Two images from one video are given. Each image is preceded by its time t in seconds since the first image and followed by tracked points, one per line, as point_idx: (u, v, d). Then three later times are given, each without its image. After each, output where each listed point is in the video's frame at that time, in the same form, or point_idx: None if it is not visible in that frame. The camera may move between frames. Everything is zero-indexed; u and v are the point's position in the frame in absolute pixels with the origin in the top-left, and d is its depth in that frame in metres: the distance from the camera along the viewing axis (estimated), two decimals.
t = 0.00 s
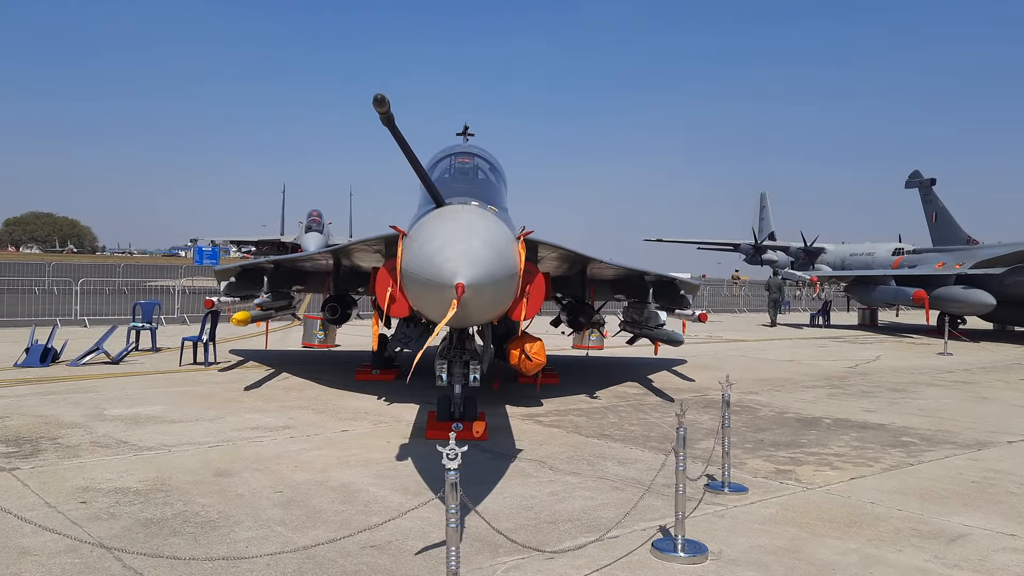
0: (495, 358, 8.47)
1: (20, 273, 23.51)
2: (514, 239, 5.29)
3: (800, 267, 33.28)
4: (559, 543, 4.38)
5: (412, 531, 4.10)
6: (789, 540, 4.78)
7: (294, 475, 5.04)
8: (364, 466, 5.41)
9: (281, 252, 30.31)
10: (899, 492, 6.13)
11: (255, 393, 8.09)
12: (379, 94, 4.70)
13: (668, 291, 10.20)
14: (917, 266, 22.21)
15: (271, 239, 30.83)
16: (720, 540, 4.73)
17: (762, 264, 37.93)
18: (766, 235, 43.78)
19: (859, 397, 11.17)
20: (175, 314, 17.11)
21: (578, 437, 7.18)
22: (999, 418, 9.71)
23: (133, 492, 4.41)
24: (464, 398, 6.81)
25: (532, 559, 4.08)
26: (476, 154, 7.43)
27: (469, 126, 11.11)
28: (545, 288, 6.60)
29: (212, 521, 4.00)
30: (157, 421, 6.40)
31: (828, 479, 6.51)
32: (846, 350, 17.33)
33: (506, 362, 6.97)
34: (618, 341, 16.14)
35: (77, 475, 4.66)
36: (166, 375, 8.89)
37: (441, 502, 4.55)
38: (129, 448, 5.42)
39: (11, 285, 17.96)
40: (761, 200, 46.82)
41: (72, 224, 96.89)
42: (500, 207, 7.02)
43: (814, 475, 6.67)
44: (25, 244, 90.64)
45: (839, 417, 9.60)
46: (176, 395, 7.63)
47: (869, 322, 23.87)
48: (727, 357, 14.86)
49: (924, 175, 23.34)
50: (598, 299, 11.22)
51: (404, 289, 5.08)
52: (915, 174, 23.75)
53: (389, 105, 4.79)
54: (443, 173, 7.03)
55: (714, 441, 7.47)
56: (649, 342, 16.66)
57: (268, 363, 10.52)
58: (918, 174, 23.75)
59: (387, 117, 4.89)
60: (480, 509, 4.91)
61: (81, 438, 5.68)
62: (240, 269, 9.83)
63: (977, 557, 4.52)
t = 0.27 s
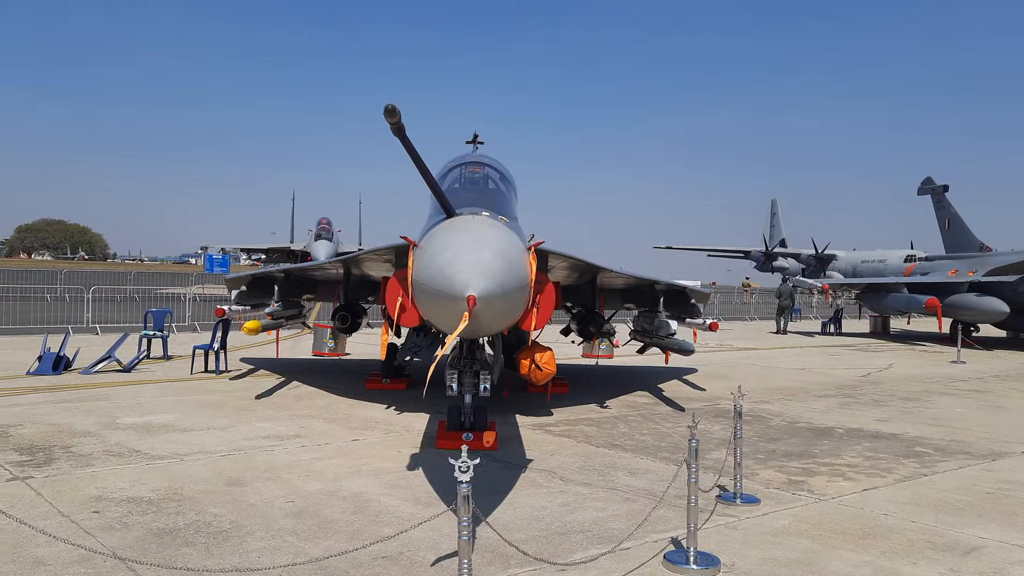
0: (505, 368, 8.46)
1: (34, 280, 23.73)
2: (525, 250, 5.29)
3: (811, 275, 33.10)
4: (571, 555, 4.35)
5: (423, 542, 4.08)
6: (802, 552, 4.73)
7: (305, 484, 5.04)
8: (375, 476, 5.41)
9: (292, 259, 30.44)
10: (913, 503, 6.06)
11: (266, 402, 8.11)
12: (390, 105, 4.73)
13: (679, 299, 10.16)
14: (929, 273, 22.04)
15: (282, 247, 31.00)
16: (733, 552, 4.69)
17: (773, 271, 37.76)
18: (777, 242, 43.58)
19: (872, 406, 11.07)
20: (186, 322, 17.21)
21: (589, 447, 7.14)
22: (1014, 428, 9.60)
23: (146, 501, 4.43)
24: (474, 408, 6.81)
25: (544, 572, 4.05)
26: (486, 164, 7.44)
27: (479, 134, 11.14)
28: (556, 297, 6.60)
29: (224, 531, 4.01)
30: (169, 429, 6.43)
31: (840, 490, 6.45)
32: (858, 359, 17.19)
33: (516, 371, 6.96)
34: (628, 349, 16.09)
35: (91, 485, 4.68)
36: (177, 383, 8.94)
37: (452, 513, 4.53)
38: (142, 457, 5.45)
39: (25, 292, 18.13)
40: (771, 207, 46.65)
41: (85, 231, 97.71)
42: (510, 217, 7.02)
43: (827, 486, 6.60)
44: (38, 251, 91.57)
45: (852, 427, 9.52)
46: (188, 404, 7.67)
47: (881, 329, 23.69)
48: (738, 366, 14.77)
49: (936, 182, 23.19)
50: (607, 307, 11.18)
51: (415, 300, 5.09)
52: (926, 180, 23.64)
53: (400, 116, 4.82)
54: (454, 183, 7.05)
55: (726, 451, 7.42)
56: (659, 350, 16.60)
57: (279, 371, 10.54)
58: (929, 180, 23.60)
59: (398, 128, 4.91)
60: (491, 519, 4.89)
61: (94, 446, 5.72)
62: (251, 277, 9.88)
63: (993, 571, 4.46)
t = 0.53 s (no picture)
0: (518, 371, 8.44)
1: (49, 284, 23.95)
2: (537, 257, 5.28)
3: (823, 273, 32.86)
4: (585, 563, 4.33)
5: (438, 551, 4.08)
6: (817, 558, 4.69)
7: (319, 492, 5.06)
8: (389, 483, 5.41)
9: (303, 261, 30.57)
10: (929, 508, 6.00)
11: (279, 407, 8.15)
12: (401, 114, 4.73)
13: (691, 301, 10.11)
14: (943, 271, 21.82)
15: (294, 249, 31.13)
16: (748, 559, 4.66)
17: (785, 269, 37.53)
18: (788, 240, 43.31)
19: (886, 407, 10.97)
20: (199, 326, 17.32)
21: (602, 451, 7.12)
22: None
23: (161, 510, 4.46)
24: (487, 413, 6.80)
25: None
26: (497, 169, 7.44)
27: (489, 137, 11.13)
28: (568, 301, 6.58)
29: (240, 540, 4.03)
30: (184, 436, 6.47)
31: (855, 494, 6.39)
32: (872, 358, 17.05)
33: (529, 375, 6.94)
34: (639, 350, 16.04)
35: (107, 494, 4.72)
36: (191, 388, 8.99)
37: (467, 522, 4.52)
38: (157, 465, 5.49)
39: (40, 297, 18.30)
40: (783, 205, 46.35)
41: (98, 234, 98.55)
42: (521, 222, 7.01)
43: (842, 490, 6.55)
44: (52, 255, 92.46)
45: (866, 428, 9.44)
46: (202, 410, 7.72)
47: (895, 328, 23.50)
48: (750, 366, 14.69)
49: (950, 179, 22.95)
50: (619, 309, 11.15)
51: (427, 308, 5.09)
52: (938, 177, 23.43)
53: (411, 125, 4.82)
54: (465, 189, 7.05)
55: (740, 455, 7.37)
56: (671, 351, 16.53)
57: (292, 376, 10.58)
58: (942, 176, 23.41)
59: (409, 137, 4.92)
60: (505, 527, 4.88)
61: (110, 454, 5.76)
62: (264, 282, 9.92)
63: None
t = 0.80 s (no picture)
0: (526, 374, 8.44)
1: (59, 289, 24.09)
2: (545, 260, 5.27)
3: (831, 273, 32.73)
4: (595, 567, 4.31)
5: (448, 555, 4.07)
6: (828, 561, 4.66)
7: (329, 496, 5.06)
8: (398, 486, 5.41)
9: (310, 264, 30.64)
10: (940, 509, 5.95)
11: (287, 411, 8.16)
12: (409, 118, 4.74)
13: (699, 302, 10.07)
14: (951, 271, 21.70)
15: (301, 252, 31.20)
16: (759, 562, 4.63)
17: (792, 269, 37.38)
18: (796, 240, 43.15)
19: (895, 408, 10.91)
20: (207, 330, 17.38)
21: (611, 454, 7.10)
22: None
23: (171, 515, 4.47)
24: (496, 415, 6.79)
25: None
26: (504, 172, 7.43)
27: (496, 139, 11.13)
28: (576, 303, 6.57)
29: (250, 545, 4.03)
30: (193, 441, 6.49)
31: (865, 496, 6.35)
32: (881, 359, 16.96)
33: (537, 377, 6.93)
34: (646, 351, 16.00)
35: (117, 499, 4.73)
36: (199, 393, 9.02)
37: (477, 525, 4.52)
38: (167, 470, 5.50)
39: (49, 302, 18.41)
40: (790, 205, 46.19)
41: (105, 239, 99.04)
42: (529, 225, 7.00)
43: (852, 491, 6.51)
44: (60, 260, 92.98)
45: (876, 430, 9.38)
46: (210, 414, 7.74)
47: (903, 328, 23.39)
48: (758, 367, 14.63)
49: (957, 178, 22.83)
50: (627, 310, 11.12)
51: (436, 311, 5.09)
52: (945, 176, 23.32)
53: (420, 129, 4.83)
54: (472, 192, 7.05)
55: (749, 457, 7.34)
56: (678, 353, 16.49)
57: (301, 379, 10.59)
58: (949, 176, 23.30)
59: (417, 141, 4.93)
60: (515, 531, 4.87)
61: (119, 459, 5.78)
62: (272, 286, 9.94)
63: None
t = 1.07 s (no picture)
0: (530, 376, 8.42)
1: (65, 294, 24.17)
2: (549, 263, 5.26)
3: (836, 275, 32.63)
4: (600, 570, 4.29)
5: (452, 558, 4.06)
6: (834, 564, 4.64)
7: (333, 499, 5.05)
8: (402, 489, 5.40)
9: (315, 268, 30.69)
10: (946, 512, 5.92)
11: (292, 414, 8.16)
12: (413, 121, 4.74)
13: (703, 305, 10.05)
14: (956, 273, 21.62)
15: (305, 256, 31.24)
16: (764, 565, 4.60)
17: (797, 272, 37.30)
18: (800, 242, 43.04)
19: (901, 410, 10.85)
20: (211, 333, 17.40)
21: (616, 457, 7.07)
22: None
23: (175, 519, 4.47)
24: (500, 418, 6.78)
25: None
26: (508, 175, 7.43)
27: (499, 142, 11.13)
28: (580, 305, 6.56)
29: (254, 548, 4.03)
30: (197, 444, 6.49)
31: (871, 498, 6.32)
32: (886, 361, 16.88)
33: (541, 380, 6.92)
34: (650, 354, 15.97)
35: (121, 502, 4.74)
36: (203, 396, 9.03)
37: (481, 528, 4.50)
38: (171, 473, 5.51)
39: (54, 306, 18.46)
40: (794, 207, 46.09)
41: (110, 243, 99.37)
42: (533, 228, 6.99)
43: (858, 494, 6.47)
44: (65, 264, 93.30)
45: (882, 432, 9.34)
46: (214, 417, 7.74)
47: (909, 330, 23.31)
48: (763, 370, 14.59)
49: (962, 180, 22.76)
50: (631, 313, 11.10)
51: (440, 314, 5.09)
52: (950, 178, 23.25)
53: (423, 132, 4.83)
54: (476, 195, 7.05)
55: (754, 460, 7.31)
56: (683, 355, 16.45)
57: (305, 382, 10.59)
58: (953, 177, 23.23)
59: (421, 144, 4.94)
60: (519, 534, 4.85)
61: (124, 462, 5.79)
62: (276, 289, 9.94)
63: None
